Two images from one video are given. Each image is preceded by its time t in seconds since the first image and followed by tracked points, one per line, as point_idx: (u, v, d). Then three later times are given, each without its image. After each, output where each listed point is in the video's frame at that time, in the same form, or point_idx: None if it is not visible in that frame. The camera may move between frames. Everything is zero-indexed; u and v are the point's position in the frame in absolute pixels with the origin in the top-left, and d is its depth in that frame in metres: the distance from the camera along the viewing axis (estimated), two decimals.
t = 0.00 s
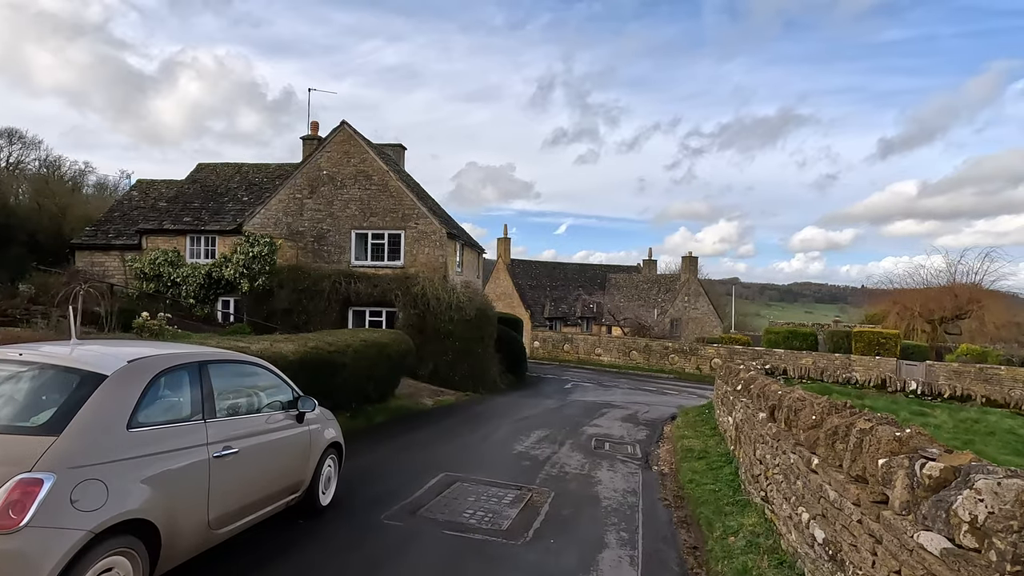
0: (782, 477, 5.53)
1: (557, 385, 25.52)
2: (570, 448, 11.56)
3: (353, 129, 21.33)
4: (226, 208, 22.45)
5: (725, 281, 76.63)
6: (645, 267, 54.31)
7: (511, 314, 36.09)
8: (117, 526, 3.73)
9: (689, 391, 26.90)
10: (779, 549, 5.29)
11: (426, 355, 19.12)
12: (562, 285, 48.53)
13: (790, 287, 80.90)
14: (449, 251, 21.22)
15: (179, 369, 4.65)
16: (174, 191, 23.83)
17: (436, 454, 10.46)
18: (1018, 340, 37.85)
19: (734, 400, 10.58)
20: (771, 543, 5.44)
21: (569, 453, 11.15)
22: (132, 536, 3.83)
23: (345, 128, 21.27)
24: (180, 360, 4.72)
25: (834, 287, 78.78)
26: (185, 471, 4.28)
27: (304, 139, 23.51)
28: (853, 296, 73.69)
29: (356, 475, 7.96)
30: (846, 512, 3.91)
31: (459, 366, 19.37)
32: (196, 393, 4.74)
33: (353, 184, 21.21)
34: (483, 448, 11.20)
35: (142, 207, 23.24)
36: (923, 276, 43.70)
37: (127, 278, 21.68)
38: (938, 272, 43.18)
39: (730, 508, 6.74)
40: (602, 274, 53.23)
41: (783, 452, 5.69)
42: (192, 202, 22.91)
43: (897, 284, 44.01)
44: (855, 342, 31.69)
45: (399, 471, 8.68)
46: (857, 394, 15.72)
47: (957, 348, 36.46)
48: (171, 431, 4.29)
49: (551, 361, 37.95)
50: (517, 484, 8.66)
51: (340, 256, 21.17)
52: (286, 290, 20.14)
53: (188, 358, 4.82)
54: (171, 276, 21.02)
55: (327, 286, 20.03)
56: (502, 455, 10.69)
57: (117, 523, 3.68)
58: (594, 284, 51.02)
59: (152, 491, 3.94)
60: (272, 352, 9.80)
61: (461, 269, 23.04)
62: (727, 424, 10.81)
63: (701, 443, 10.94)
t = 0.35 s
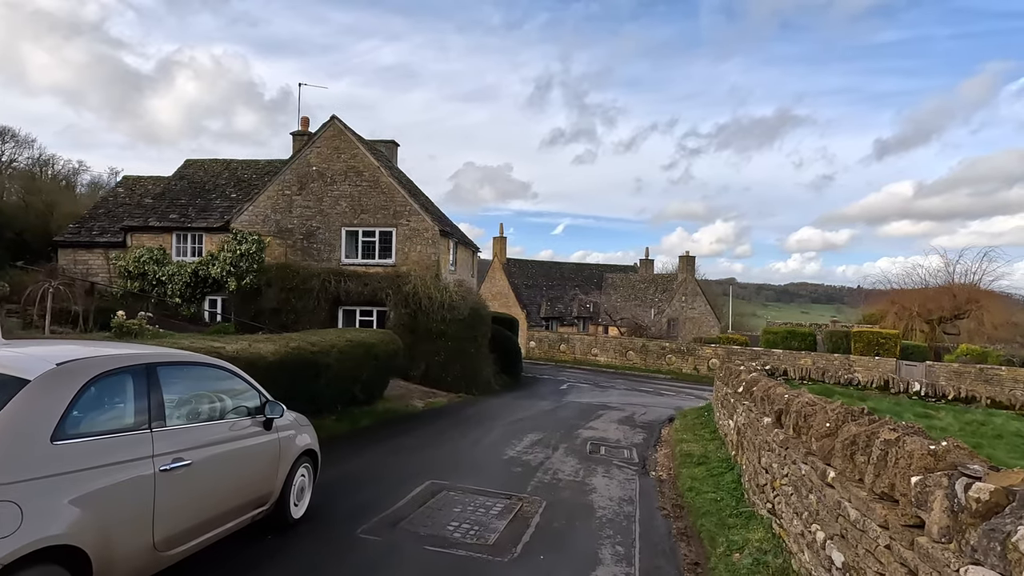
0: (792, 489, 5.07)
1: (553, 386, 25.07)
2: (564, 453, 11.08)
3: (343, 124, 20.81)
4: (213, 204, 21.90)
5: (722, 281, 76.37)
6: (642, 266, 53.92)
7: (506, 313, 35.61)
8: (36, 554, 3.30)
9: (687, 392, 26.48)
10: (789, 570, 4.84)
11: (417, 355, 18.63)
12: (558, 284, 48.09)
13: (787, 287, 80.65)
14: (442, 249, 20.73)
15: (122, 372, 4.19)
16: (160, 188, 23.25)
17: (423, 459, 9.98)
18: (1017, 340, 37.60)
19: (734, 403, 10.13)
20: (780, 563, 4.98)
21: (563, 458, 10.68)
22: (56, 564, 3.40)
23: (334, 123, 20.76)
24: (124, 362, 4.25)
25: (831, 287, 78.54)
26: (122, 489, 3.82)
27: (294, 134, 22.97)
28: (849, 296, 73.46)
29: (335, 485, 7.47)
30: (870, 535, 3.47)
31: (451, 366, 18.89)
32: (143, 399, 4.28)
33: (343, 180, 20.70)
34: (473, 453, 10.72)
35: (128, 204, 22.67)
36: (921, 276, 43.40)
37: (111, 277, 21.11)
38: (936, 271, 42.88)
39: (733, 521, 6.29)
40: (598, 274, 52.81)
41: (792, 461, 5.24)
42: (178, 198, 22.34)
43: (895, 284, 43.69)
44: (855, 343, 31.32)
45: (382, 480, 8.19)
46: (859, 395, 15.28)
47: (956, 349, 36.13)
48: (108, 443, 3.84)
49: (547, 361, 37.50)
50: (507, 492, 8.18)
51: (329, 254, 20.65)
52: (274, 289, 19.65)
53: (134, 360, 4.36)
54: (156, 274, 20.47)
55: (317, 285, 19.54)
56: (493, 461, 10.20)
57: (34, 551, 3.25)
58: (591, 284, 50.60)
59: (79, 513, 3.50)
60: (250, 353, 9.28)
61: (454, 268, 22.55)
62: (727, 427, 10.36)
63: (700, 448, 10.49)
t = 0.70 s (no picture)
0: (808, 505, 4.61)
1: (549, 387, 24.60)
2: (559, 458, 10.59)
3: (334, 118, 20.30)
4: (201, 201, 21.34)
5: (719, 281, 76.05)
6: (640, 266, 53.49)
7: (502, 313, 35.13)
8: None
9: (685, 393, 26.04)
10: None
11: (410, 355, 18.14)
12: (556, 284, 47.62)
13: (784, 287, 80.36)
14: (435, 247, 20.23)
15: (54, 378, 3.75)
16: (147, 184, 22.67)
17: (411, 466, 9.50)
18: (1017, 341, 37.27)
19: (737, 407, 9.67)
20: None
21: (558, 464, 10.20)
22: None
23: (325, 117, 20.25)
24: (58, 365, 3.81)
25: (829, 287, 78.28)
26: (45, 512, 3.40)
27: (284, 129, 22.44)
28: (847, 296, 73.21)
29: (314, 497, 6.98)
30: (909, 566, 3.02)
31: (444, 367, 18.40)
32: (78, 407, 3.84)
33: (334, 176, 20.19)
34: (464, 458, 10.23)
35: (114, 200, 22.09)
36: (921, 275, 43.06)
37: (96, 275, 20.56)
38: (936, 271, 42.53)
39: (741, 536, 5.82)
40: (596, 273, 52.36)
41: (808, 474, 4.77)
42: (165, 195, 21.77)
43: (894, 284, 43.34)
44: (855, 343, 30.89)
45: (366, 490, 7.70)
46: (864, 397, 14.83)
47: (957, 349, 35.76)
48: (30, 460, 3.41)
49: (544, 362, 37.04)
50: (498, 502, 7.69)
51: (320, 252, 20.12)
52: (263, 288, 19.15)
53: (71, 364, 3.91)
54: (141, 272, 19.92)
55: (306, 283, 19.03)
56: (484, 467, 9.71)
57: None
58: (588, 283, 50.14)
59: None
60: (226, 353, 8.74)
61: (448, 266, 22.06)
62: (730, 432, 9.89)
63: (702, 453, 10.01)
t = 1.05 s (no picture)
0: (836, 524, 4.13)
1: (547, 388, 24.13)
2: (557, 464, 10.10)
3: (326, 113, 19.80)
4: (191, 198, 20.81)
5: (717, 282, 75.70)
6: (638, 266, 53.06)
7: (499, 313, 34.68)
8: None
9: (686, 395, 25.59)
10: None
11: (404, 356, 17.64)
12: (554, 284, 47.14)
13: (782, 288, 80.08)
14: (430, 244, 19.74)
15: None
16: (136, 180, 22.12)
17: (401, 472, 9.02)
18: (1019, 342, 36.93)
19: (744, 411, 9.18)
20: None
21: (556, 470, 9.71)
22: None
23: (318, 112, 19.74)
24: None
25: (828, 287, 78.04)
26: None
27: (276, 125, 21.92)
28: (845, 298, 72.98)
29: (293, 510, 6.48)
30: None
31: (439, 368, 17.91)
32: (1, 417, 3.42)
33: (327, 172, 19.68)
34: (457, 464, 9.72)
35: (101, 197, 21.53)
36: (921, 276, 42.70)
37: (81, 274, 20.02)
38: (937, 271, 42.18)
39: (757, 553, 5.35)
40: (594, 273, 51.90)
41: (834, 489, 4.29)
42: (154, 191, 21.22)
43: (894, 284, 43.00)
44: (857, 344, 30.45)
45: (351, 501, 7.19)
46: (872, 399, 14.39)
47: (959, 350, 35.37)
48: None
49: (542, 362, 36.56)
50: (492, 513, 7.19)
51: (312, 250, 19.59)
52: (253, 287, 18.66)
53: None
54: (128, 271, 19.40)
55: (297, 282, 18.52)
56: (478, 473, 9.21)
57: None
58: (587, 283, 49.68)
59: None
60: (203, 354, 8.21)
61: (444, 265, 21.57)
62: (737, 436, 9.40)
63: (707, 459, 9.52)
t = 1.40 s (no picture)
0: (879, 555, 3.67)
1: (545, 390, 23.62)
2: (557, 472, 9.59)
3: (319, 107, 19.26)
4: (179, 194, 20.23)
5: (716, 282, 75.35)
6: (637, 266, 52.63)
7: (497, 314, 34.16)
8: None
9: (686, 397, 25.12)
10: None
11: (398, 358, 17.11)
12: (552, 284, 46.65)
13: (780, 288, 79.81)
14: (426, 243, 19.21)
15: None
16: (123, 177, 21.53)
17: (391, 482, 8.51)
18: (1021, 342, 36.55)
19: (754, 416, 8.69)
20: None
21: (555, 479, 9.20)
22: None
23: (310, 106, 19.19)
24: None
25: (826, 288, 77.78)
26: None
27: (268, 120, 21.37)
28: (842, 298, 72.71)
29: (272, 529, 5.96)
30: None
31: (435, 370, 17.39)
32: None
33: (319, 168, 19.14)
34: (451, 473, 9.20)
35: (87, 194, 20.94)
36: (922, 276, 42.32)
37: (66, 273, 19.43)
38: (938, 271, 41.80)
39: None
40: (592, 273, 51.43)
41: (874, 513, 3.79)
42: (142, 188, 20.64)
43: (895, 285, 42.63)
44: (859, 344, 29.99)
45: (336, 517, 6.68)
46: (880, 402, 13.94)
47: (961, 350, 34.96)
48: None
49: (540, 363, 36.08)
50: (488, 529, 6.67)
51: (303, 248, 19.04)
52: (243, 286, 18.12)
53: None
54: (114, 270, 18.83)
55: (288, 281, 17.98)
56: (473, 483, 8.70)
57: None
58: (585, 283, 49.21)
59: None
60: (180, 357, 7.62)
61: (440, 264, 21.05)
62: (747, 444, 8.91)
63: (715, 467, 9.03)
